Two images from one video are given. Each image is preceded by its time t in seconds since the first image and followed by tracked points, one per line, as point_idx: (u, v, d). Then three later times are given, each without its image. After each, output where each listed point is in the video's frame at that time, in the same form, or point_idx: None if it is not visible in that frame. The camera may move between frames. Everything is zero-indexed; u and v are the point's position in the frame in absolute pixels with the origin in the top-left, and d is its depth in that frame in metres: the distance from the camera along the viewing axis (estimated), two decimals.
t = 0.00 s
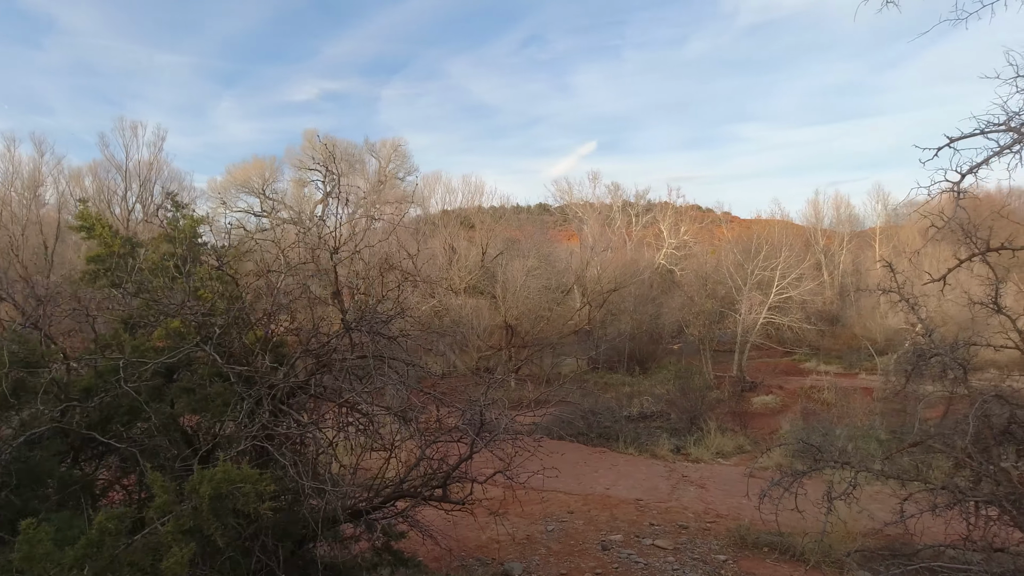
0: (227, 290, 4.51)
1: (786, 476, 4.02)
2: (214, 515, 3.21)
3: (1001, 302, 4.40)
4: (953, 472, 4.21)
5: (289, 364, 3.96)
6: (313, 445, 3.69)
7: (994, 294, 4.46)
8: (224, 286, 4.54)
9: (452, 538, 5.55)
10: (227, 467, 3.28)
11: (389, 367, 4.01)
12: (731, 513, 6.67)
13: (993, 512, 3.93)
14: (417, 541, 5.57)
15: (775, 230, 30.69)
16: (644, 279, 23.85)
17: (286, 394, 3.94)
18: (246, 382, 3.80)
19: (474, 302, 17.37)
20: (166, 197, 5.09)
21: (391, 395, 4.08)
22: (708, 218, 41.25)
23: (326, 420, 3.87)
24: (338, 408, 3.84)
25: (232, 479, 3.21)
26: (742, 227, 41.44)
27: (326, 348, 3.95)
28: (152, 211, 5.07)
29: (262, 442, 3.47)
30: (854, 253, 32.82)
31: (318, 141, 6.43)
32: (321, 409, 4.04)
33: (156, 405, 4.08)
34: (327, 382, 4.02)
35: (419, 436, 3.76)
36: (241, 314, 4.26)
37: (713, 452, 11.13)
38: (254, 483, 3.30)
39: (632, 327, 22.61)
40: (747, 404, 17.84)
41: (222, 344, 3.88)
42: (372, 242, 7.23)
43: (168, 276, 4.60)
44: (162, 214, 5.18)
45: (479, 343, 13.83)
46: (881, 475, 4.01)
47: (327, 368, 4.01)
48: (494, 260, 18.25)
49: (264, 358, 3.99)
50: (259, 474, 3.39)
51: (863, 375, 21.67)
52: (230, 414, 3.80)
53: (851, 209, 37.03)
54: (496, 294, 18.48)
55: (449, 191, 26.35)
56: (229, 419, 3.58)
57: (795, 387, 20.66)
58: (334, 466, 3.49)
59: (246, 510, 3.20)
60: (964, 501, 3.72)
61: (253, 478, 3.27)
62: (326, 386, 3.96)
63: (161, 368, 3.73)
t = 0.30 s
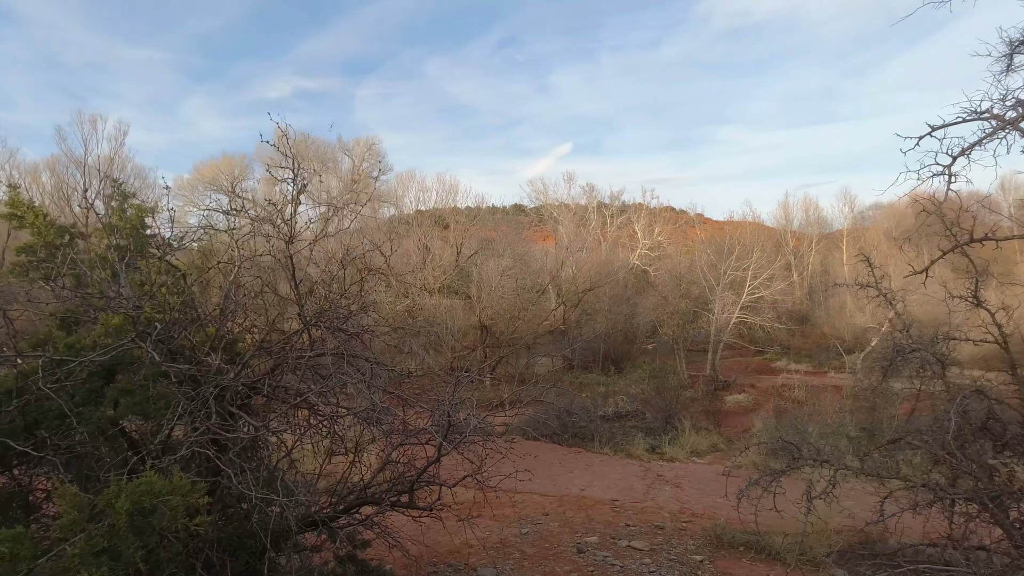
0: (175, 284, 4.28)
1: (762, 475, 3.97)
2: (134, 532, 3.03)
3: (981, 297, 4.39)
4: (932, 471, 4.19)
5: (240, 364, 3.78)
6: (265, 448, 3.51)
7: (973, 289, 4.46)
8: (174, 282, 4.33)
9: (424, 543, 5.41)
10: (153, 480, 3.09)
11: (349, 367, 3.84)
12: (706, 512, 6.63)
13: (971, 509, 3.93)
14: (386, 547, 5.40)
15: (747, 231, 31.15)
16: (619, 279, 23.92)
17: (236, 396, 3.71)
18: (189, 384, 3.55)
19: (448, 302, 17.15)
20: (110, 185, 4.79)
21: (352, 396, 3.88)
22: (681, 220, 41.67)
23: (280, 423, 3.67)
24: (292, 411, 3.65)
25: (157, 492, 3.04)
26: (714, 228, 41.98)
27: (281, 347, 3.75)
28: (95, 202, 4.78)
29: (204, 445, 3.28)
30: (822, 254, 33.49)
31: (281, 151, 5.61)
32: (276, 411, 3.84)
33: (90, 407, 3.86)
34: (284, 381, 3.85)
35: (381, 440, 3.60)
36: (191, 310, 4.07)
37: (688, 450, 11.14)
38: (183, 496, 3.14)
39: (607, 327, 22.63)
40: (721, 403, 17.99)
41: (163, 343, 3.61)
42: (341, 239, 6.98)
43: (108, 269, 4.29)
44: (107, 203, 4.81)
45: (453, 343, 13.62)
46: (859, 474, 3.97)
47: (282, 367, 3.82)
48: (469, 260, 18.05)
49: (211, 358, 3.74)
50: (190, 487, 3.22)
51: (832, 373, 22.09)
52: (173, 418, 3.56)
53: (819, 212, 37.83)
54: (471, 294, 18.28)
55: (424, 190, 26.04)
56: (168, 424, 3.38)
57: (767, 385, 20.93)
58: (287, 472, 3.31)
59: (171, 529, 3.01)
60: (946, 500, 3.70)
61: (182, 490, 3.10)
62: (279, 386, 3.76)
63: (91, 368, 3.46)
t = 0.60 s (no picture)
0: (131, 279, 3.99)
1: (762, 479, 4.04)
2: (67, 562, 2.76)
3: (988, 291, 4.32)
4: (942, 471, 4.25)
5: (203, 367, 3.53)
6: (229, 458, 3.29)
7: (979, 283, 4.38)
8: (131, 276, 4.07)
9: (404, 551, 5.25)
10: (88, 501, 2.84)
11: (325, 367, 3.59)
12: (693, 514, 6.54)
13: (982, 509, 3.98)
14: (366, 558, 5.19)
15: (724, 232, 31.43)
16: (599, 280, 23.88)
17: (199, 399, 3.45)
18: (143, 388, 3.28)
19: (427, 303, 16.87)
20: (63, 169, 4.45)
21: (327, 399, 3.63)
22: (659, 221, 41.91)
23: (247, 428, 3.42)
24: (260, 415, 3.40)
25: (94, 516, 2.79)
26: (691, 229, 42.33)
27: (249, 346, 3.48)
28: (48, 187, 4.45)
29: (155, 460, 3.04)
30: (797, 256, 33.97)
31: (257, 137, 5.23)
32: (243, 414, 3.58)
33: (33, 413, 3.62)
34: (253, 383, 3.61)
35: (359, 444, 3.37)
36: (149, 307, 3.80)
37: (670, 450, 11.10)
38: (125, 518, 2.88)
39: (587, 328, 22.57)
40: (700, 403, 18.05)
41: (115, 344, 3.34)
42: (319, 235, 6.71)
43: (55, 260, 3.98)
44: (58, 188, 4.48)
45: (433, 344, 13.35)
46: (859, 476, 4.11)
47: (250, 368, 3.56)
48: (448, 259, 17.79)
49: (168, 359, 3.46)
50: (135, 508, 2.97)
51: (808, 372, 22.38)
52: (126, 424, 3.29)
53: (794, 213, 38.38)
54: (450, 294, 18.02)
55: (401, 189, 25.64)
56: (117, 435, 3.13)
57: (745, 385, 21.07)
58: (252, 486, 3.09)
59: (110, 555, 2.77)
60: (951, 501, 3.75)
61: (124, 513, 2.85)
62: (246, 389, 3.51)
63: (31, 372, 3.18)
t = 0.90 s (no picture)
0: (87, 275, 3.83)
1: (756, 481, 3.96)
2: None
3: (990, 288, 4.26)
4: (940, 473, 4.21)
5: (162, 368, 3.37)
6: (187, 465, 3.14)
7: (981, 279, 4.33)
8: (88, 270, 3.91)
9: (386, 559, 5.12)
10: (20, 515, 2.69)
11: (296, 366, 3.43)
12: (682, 515, 6.47)
13: (982, 511, 3.93)
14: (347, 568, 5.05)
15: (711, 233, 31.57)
16: (587, 280, 23.84)
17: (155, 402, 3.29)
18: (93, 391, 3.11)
19: (413, 303, 16.69)
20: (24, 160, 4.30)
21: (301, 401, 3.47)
22: (646, 222, 42.05)
23: (209, 432, 3.26)
24: (222, 418, 3.24)
25: (23, 531, 2.64)
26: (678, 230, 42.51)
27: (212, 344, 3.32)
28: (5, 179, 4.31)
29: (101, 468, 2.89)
30: (782, 256, 34.23)
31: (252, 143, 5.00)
32: (207, 417, 3.42)
33: None
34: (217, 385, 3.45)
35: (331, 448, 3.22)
36: (105, 304, 3.64)
37: (658, 450, 11.05)
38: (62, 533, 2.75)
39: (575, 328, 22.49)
40: (688, 402, 18.04)
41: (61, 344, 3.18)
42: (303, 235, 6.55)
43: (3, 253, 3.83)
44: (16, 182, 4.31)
45: (419, 344, 13.20)
46: (856, 478, 4.03)
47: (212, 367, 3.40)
48: (435, 259, 17.64)
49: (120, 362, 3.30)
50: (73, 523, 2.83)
51: (795, 372, 22.50)
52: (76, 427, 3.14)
53: (779, 215, 38.69)
54: (437, 294, 17.87)
55: (388, 188, 25.41)
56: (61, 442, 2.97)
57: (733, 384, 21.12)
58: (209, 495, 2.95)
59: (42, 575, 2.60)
60: (953, 502, 3.70)
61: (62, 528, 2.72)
62: (208, 390, 3.35)
63: None
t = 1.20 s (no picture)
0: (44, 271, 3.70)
1: (747, 484, 3.87)
2: None
3: (989, 284, 4.18)
4: (939, 475, 4.13)
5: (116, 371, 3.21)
6: (136, 476, 3.00)
7: (981, 275, 4.25)
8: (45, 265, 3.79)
9: (369, 567, 5.01)
10: None
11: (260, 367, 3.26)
12: (673, 518, 6.37)
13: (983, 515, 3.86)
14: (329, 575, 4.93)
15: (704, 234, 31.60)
16: (580, 280, 23.76)
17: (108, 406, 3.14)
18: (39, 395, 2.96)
19: (404, 303, 16.55)
20: None
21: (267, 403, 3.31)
22: (639, 223, 42.06)
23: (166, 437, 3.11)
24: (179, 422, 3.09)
25: None
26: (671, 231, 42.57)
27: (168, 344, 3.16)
28: None
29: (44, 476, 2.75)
30: (775, 256, 34.30)
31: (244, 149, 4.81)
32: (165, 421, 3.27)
33: None
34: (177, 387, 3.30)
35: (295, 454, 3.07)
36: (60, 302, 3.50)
37: (650, 451, 10.96)
38: None
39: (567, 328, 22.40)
40: (680, 402, 17.99)
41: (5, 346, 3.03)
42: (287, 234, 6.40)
43: None
44: None
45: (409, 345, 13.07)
46: (851, 481, 3.93)
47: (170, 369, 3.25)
48: (426, 259, 17.52)
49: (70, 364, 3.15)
50: None
51: (787, 372, 22.47)
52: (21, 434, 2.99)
53: (771, 215, 38.79)
54: (428, 295, 17.75)
55: (380, 188, 25.25)
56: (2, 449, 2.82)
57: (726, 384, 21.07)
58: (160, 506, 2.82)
59: None
60: (954, 506, 3.61)
61: None
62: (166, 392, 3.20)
63: None
